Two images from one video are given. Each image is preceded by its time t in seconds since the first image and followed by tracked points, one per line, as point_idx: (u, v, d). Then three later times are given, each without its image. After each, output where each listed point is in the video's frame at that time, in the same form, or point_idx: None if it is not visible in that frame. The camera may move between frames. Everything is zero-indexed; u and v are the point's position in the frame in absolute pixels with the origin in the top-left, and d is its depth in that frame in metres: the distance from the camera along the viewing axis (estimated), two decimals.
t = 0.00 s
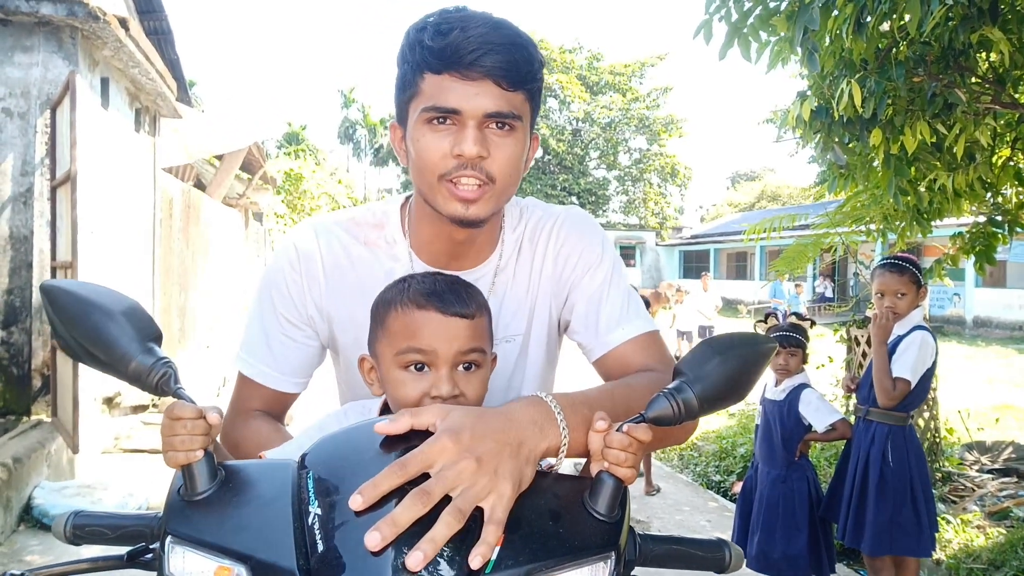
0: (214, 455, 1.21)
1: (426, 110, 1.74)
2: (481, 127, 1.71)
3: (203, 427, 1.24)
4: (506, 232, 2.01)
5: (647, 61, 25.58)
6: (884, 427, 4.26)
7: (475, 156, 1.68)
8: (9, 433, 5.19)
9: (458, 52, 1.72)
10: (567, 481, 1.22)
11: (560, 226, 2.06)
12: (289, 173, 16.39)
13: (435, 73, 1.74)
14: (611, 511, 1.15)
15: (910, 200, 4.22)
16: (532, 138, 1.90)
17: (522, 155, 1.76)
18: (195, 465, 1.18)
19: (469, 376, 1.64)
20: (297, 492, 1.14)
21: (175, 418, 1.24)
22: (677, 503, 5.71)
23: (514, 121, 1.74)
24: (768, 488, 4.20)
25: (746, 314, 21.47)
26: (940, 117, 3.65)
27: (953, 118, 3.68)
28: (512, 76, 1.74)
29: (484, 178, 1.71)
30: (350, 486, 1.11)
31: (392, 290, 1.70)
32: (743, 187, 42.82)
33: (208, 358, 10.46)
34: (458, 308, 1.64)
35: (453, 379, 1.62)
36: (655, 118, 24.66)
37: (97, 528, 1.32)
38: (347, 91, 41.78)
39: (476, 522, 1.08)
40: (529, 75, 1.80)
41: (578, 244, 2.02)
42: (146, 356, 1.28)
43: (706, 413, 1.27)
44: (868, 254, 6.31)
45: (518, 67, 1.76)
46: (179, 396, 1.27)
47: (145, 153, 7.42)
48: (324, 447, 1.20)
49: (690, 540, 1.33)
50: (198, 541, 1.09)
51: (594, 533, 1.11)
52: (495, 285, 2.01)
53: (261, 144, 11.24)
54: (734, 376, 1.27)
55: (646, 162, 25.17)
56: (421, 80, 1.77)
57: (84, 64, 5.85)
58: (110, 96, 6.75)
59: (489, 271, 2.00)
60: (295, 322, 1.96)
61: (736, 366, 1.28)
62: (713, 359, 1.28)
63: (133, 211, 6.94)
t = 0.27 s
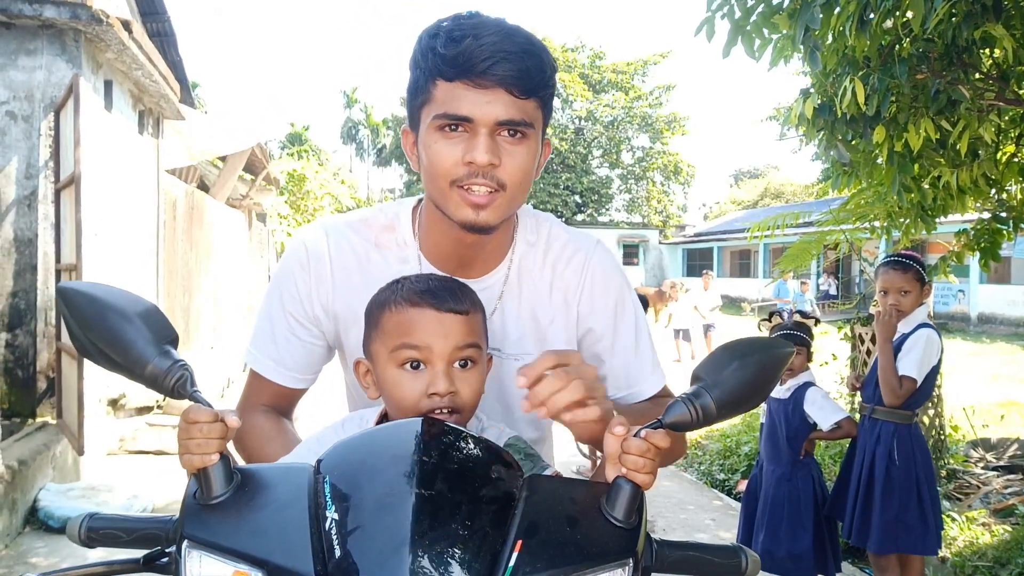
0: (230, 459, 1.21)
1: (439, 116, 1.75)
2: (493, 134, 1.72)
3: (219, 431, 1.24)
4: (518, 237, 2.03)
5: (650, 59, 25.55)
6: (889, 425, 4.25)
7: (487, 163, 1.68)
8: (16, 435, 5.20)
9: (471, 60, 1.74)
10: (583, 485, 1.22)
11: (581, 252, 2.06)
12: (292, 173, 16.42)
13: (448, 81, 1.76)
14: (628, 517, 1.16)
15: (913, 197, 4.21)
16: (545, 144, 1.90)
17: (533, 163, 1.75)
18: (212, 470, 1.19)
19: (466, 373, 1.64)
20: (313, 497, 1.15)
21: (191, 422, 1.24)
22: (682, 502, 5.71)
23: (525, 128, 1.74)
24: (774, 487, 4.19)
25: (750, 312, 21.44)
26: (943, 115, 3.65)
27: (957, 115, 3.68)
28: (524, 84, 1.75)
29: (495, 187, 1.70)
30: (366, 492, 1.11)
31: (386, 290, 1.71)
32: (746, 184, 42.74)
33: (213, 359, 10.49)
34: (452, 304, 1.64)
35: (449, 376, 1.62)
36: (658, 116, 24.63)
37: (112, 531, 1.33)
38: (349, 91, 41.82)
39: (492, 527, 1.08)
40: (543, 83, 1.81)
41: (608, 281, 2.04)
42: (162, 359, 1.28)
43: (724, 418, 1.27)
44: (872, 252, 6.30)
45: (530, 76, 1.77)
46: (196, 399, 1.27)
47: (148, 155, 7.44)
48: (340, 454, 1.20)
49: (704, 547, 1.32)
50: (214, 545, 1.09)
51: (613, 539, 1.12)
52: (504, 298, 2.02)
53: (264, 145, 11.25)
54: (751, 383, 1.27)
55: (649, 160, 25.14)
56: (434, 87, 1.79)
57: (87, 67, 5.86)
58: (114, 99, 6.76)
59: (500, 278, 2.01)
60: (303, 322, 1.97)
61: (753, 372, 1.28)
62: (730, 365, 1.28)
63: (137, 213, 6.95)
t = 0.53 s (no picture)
0: (231, 464, 1.21)
1: (467, 126, 1.75)
2: (519, 147, 1.72)
3: (220, 434, 1.24)
4: (540, 247, 2.05)
5: (649, 65, 25.59)
6: (890, 429, 4.25)
7: (511, 176, 1.70)
8: (16, 440, 5.20)
9: (503, 73, 1.72)
10: (584, 489, 1.22)
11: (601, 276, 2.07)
12: (292, 179, 16.44)
13: (478, 93, 1.75)
14: (631, 522, 1.15)
15: (913, 201, 4.21)
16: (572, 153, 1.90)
17: (558, 176, 1.76)
18: (213, 474, 1.18)
19: (461, 381, 1.64)
20: (314, 501, 1.15)
21: (193, 426, 1.24)
22: (683, 507, 5.70)
23: (552, 142, 1.74)
24: (775, 492, 4.18)
25: (750, 317, 21.43)
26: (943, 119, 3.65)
27: (956, 120, 3.68)
28: (554, 99, 1.74)
29: (519, 199, 1.72)
30: (368, 497, 1.11)
31: (379, 299, 1.70)
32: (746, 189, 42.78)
33: (214, 365, 10.48)
34: (447, 313, 1.63)
35: (444, 385, 1.61)
36: (657, 121, 24.65)
37: (112, 535, 1.32)
38: (349, 97, 41.90)
39: (493, 532, 1.08)
40: (573, 97, 1.80)
41: (624, 308, 2.10)
42: (163, 363, 1.29)
43: (727, 422, 1.27)
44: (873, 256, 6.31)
45: (561, 90, 1.75)
46: (196, 402, 1.28)
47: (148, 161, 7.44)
48: (342, 458, 1.20)
49: (706, 550, 1.32)
50: (216, 550, 1.09)
51: (614, 545, 1.12)
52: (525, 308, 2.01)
53: (264, 151, 11.26)
54: (753, 387, 1.28)
55: (649, 165, 25.16)
56: (465, 96, 1.78)
57: (88, 72, 5.86)
58: (114, 105, 6.77)
59: (520, 287, 2.01)
60: (317, 308, 1.99)
61: (755, 376, 1.28)
62: (733, 369, 1.28)
63: (138, 218, 6.95)
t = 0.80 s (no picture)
0: (231, 459, 1.21)
1: (487, 150, 1.72)
2: (535, 176, 1.70)
3: (223, 429, 1.22)
4: (559, 253, 2.04)
5: (660, 68, 25.55)
6: (899, 433, 4.22)
7: (524, 205, 1.70)
8: (27, 438, 5.24)
9: (524, 108, 1.66)
10: (580, 485, 1.22)
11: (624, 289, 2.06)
12: (303, 180, 16.50)
13: (501, 120, 1.70)
14: (626, 516, 1.16)
15: (925, 205, 4.19)
16: (597, 171, 1.86)
17: (574, 202, 1.75)
18: (214, 468, 1.19)
19: (470, 383, 1.64)
20: (313, 494, 1.16)
21: (195, 421, 1.22)
22: (691, 511, 5.68)
23: (570, 173, 1.71)
24: (783, 495, 4.17)
25: (761, 320, 21.33)
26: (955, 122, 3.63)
27: (968, 123, 3.67)
28: (575, 133, 1.68)
29: (531, 224, 1.73)
30: (367, 489, 1.12)
31: (392, 294, 1.70)
32: (757, 192, 42.62)
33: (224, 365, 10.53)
34: (460, 313, 1.64)
35: (454, 385, 1.62)
36: (668, 124, 24.60)
37: (117, 530, 1.33)
38: (360, 99, 42.06)
39: (490, 526, 1.09)
40: (597, 128, 1.74)
41: (636, 316, 2.07)
42: (166, 360, 1.30)
43: (723, 418, 1.27)
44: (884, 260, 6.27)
45: (582, 124, 1.69)
46: (198, 397, 1.28)
47: (160, 162, 7.49)
48: (341, 451, 1.21)
49: (704, 546, 1.32)
50: (216, 541, 1.11)
51: (608, 538, 1.12)
52: (541, 311, 2.01)
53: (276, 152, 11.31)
54: (750, 383, 1.28)
55: (659, 168, 25.12)
56: (488, 120, 1.74)
57: (101, 73, 5.91)
58: (127, 105, 6.81)
59: (538, 289, 2.00)
60: (340, 288, 2.07)
61: (751, 371, 1.29)
62: (727, 365, 1.29)
63: (150, 218, 6.99)
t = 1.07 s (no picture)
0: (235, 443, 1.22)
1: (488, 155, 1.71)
2: (532, 187, 1.69)
3: (228, 414, 1.23)
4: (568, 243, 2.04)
5: (672, 64, 25.44)
6: (907, 433, 4.21)
7: (520, 214, 1.72)
8: (37, 423, 5.28)
9: (526, 123, 1.63)
10: (582, 474, 1.22)
11: (633, 278, 2.05)
12: (313, 172, 16.52)
13: (501, 130, 1.68)
14: (626, 505, 1.16)
15: (937, 205, 4.16)
16: (600, 176, 1.85)
17: (570, 210, 1.77)
18: (218, 452, 1.20)
19: (474, 371, 1.65)
20: (315, 479, 1.17)
21: (201, 404, 1.22)
22: (697, 508, 5.68)
23: (568, 185, 1.70)
24: (789, 494, 4.16)
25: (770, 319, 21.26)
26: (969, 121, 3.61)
27: (982, 122, 3.64)
28: (575, 151, 1.66)
29: (527, 229, 1.75)
30: (368, 475, 1.13)
31: (398, 282, 1.70)
32: (768, 191, 42.44)
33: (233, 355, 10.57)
34: (464, 304, 1.64)
35: (457, 374, 1.63)
36: (680, 121, 24.50)
37: (122, 513, 1.34)
38: (371, 92, 42.06)
39: (490, 513, 1.09)
40: (598, 143, 1.71)
41: (640, 305, 2.05)
42: (171, 344, 1.30)
43: (724, 410, 1.27)
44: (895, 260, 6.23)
45: (582, 141, 1.66)
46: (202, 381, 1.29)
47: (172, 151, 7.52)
48: (343, 438, 1.22)
49: (706, 537, 1.32)
50: (219, 525, 1.11)
51: (609, 527, 1.12)
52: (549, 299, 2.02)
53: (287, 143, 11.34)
54: (751, 375, 1.28)
55: (670, 165, 25.03)
56: (490, 126, 1.72)
57: (115, 62, 5.93)
58: (140, 94, 6.84)
59: (545, 278, 2.02)
60: (353, 278, 2.04)
61: (754, 363, 1.29)
62: (730, 356, 1.29)
63: (161, 207, 7.02)
